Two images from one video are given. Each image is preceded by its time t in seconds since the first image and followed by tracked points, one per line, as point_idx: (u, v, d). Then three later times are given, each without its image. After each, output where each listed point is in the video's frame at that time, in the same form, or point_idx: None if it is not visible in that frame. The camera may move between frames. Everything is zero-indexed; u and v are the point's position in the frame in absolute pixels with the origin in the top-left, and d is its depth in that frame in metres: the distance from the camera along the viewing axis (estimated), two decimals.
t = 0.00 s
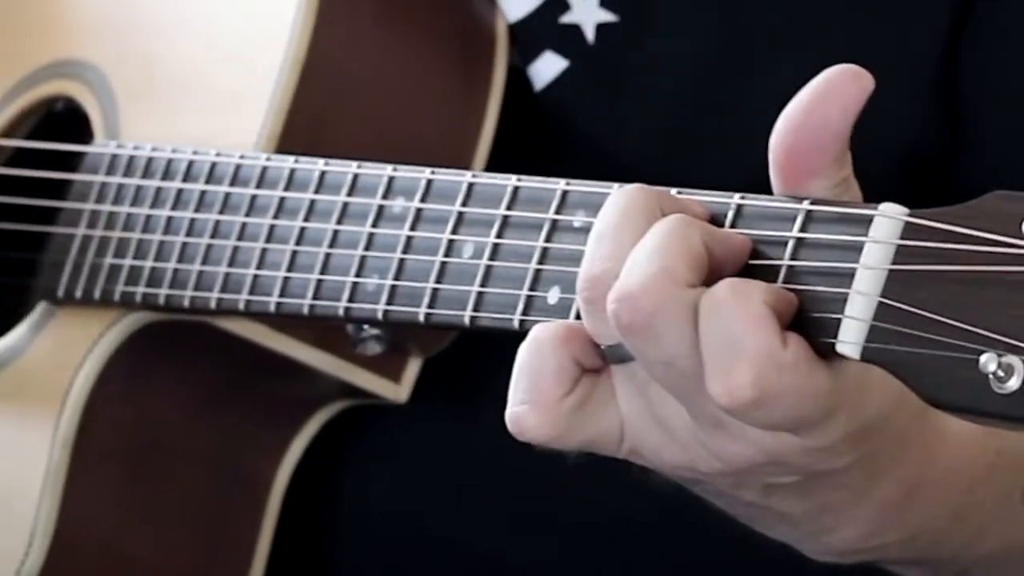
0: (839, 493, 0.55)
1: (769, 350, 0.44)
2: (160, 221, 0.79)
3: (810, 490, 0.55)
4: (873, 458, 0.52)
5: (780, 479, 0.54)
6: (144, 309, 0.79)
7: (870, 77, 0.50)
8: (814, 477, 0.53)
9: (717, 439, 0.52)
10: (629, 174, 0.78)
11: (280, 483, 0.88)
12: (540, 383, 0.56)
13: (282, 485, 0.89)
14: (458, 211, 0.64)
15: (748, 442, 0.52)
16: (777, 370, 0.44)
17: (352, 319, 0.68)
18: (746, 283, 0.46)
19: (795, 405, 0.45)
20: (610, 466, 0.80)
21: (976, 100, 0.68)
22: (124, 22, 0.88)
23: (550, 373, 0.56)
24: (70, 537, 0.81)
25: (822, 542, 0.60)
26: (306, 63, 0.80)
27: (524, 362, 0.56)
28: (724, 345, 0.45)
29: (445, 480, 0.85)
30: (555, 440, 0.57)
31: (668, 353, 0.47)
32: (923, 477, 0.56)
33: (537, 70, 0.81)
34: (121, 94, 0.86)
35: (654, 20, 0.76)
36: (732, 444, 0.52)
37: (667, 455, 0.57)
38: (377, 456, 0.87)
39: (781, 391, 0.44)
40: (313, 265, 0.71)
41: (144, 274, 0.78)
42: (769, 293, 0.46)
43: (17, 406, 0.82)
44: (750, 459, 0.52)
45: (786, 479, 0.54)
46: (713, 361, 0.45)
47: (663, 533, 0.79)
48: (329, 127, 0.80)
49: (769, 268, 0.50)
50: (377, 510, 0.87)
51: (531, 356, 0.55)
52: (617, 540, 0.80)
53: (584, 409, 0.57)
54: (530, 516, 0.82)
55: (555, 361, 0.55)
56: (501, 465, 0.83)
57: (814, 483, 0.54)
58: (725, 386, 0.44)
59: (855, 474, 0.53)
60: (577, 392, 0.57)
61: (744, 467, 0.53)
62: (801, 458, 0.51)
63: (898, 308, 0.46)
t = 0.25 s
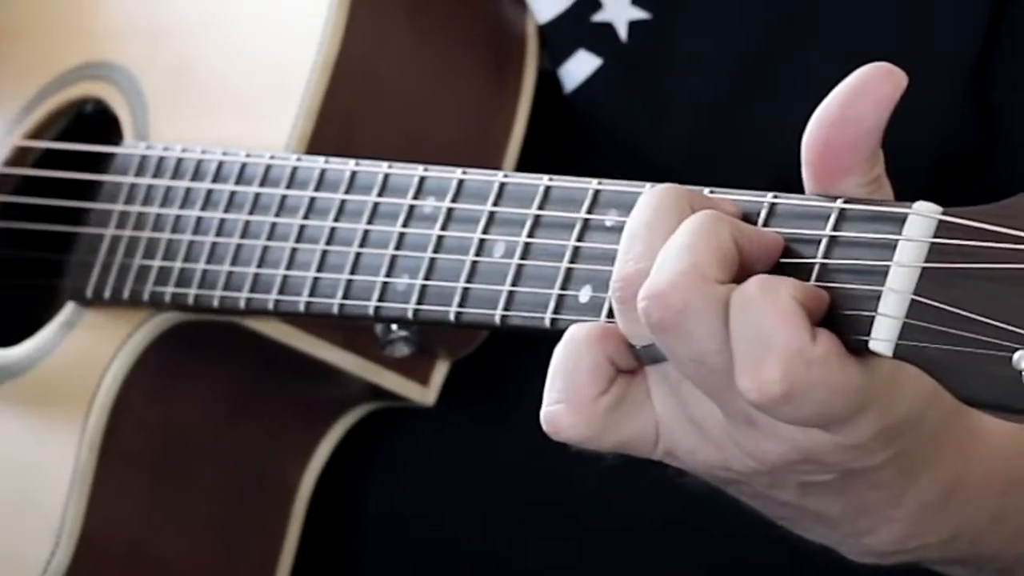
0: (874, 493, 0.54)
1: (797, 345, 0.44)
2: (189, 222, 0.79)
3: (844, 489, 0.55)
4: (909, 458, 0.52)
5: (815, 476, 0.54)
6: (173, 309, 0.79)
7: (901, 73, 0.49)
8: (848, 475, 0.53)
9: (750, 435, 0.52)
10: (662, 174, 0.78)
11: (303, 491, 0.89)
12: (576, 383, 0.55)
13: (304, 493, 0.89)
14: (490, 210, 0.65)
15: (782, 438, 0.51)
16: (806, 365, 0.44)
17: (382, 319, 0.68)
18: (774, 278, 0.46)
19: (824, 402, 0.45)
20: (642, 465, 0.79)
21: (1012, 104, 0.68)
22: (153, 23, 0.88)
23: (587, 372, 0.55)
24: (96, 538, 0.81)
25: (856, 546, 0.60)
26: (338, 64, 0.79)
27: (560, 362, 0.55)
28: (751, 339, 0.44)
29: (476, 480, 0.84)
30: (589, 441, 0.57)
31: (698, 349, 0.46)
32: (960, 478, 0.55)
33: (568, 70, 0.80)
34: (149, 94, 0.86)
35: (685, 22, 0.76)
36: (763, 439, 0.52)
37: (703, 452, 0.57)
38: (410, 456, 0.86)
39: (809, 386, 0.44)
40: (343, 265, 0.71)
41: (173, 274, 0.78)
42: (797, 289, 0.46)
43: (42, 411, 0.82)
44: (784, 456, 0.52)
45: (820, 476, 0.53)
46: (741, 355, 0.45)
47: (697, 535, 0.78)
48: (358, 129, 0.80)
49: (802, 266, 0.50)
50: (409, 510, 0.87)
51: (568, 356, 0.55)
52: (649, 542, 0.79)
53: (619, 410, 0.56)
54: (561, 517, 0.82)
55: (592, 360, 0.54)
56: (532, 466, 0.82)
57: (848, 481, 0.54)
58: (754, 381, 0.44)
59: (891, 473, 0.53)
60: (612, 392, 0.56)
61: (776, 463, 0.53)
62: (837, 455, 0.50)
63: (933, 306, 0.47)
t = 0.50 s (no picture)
0: (903, 489, 0.54)
1: (824, 339, 0.44)
2: (215, 222, 0.79)
3: (872, 484, 0.54)
4: (937, 452, 0.51)
5: (842, 472, 0.54)
6: (198, 308, 0.79)
7: (926, 68, 0.48)
8: (875, 470, 0.52)
9: (777, 430, 0.52)
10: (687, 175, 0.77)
11: (325, 496, 0.88)
12: (606, 377, 0.55)
13: (327, 499, 0.88)
14: (516, 208, 0.65)
15: (808, 432, 0.51)
16: (833, 359, 0.44)
17: (409, 317, 0.69)
18: (802, 275, 0.46)
19: (851, 397, 0.45)
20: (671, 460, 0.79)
21: None
22: (178, 24, 0.88)
23: (616, 364, 0.55)
24: (119, 538, 0.81)
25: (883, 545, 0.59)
26: (364, 66, 0.78)
27: (589, 357, 0.55)
28: (778, 334, 0.45)
29: (502, 479, 0.84)
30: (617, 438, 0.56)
31: (725, 345, 0.47)
32: (994, 475, 0.54)
33: (592, 71, 0.79)
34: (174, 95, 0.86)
35: (714, 20, 0.75)
36: (790, 434, 0.52)
37: (729, 447, 0.56)
38: (438, 455, 0.86)
39: (837, 380, 0.44)
40: (369, 263, 0.71)
41: (198, 274, 0.78)
42: (825, 285, 0.46)
43: (65, 413, 0.82)
44: (811, 452, 0.52)
45: (847, 472, 0.53)
46: (769, 350, 0.45)
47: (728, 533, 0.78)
48: (385, 129, 0.79)
49: (831, 262, 0.50)
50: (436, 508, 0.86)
51: (597, 349, 0.55)
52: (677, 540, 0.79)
53: (647, 406, 0.56)
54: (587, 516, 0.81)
55: (621, 352, 0.54)
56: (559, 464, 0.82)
57: (876, 477, 0.54)
58: (782, 374, 0.44)
59: (919, 468, 0.53)
60: (640, 387, 0.56)
61: (802, 458, 0.53)
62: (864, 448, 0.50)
63: (963, 302, 0.47)
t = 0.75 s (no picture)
0: (926, 488, 0.54)
1: (845, 336, 0.44)
2: (236, 223, 0.79)
3: (894, 485, 0.54)
4: (959, 450, 0.51)
5: (864, 471, 0.53)
6: (218, 310, 0.79)
7: (946, 66, 0.47)
8: (897, 470, 0.52)
9: (798, 428, 0.51)
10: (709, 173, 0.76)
11: (346, 499, 0.88)
12: (628, 376, 0.54)
13: (348, 502, 0.88)
14: (537, 208, 0.65)
15: (830, 430, 0.50)
16: (854, 357, 0.44)
17: (431, 317, 0.69)
18: (823, 273, 0.45)
19: (872, 395, 0.45)
20: (692, 460, 0.78)
21: None
22: (199, 25, 0.88)
23: (638, 364, 0.54)
24: (140, 540, 0.81)
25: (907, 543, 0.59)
26: (385, 67, 0.78)
27: (611, 356, 0.55)
28: (799, 332, 0.44)
29: (524, 478, 0.84)
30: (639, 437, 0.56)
31: (746, 344, 0.47)
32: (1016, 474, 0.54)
33: (615, 70, 0.79)
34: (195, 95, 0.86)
35: (737, 18, 0.74)
36: (811, 433, 0.51)
37: (750, 446, 0.56)
38: (459, 454, 0.86)
39: (858, 378, 0.44)
40: (391, 264, 0.71)
41: (220, 275, 0.78)
42: (846, 284, 0.46)
43: (87, 415, 0.82)
44: (833, 451, 0.51)
45: (869, 471, 0.53)
46: (790, 348, 0.44)
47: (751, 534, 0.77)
48: (406, 130, 0.79)
49: (852, 261, 0.50)
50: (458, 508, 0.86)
51: (620, 349, 0.54)
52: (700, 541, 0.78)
53: (669, 405, 0.55)
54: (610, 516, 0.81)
55: (644, 352, 0.54)
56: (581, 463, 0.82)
57: (898, 476, 0.53)
58: (803, 372, 0.44)
59: (941, 467, 0.52)
60: (663, 386, 0.55)
61: (823, 457, 0.52)
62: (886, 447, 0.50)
63: (986, 300, 0.46)
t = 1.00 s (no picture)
0: (944, 488, 0.53)
1: (863, 336, 0.43)
2: (255, 225, 0.79)
3: (913, 484, 0.54)
4: (977, 450, 0.51)
5: (882, 471, 0.53)
6: (238, 312, 0.79)
7: (961, 67, 0.47)
8: (915, 469, 0.52)
9: (815, 429, 0.51)
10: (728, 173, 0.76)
11: (367, 500, 0.88)
12: (647, 376, 0.54)
13: (369, 503, 0.89)
14: (556, 209, 0.65)
15: (847, 430, 0.50)
16: (872, 357, 0.43)
17: (449, 319, 0.69)
18: (840, 274, 0.45)
19: (890, 395, 0.44)
20: (709, 460, 0.78)
21: None
22: (217, 27, 0.88)
23: (658, 364, 0.54)
24: (160, 543, 0.81)
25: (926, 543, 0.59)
26: (403, 69, 0.78)
27: (630, 355, 0.54)
28: (816, 332, 0.44)
29: (543, 479, 0.83)
30: (657, 435, 0.55)
31: (764, 343, 0.46)
32: None
33: (634, 71, 0.79)
34: (214, 98, 0.86)
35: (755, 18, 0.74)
36: (829, 433, 0.51)
37: (769, 447, 0.55)
38: (478, 455, 0.86)
39: (876, 378, 0.43)
40: (409, 265, 0.71)
41: (239, 277, 0.78)
42: (864, 283, 0.45)
43: (108, 417, 0.82)
44: (851, 451, 0.51)
45: (888, 471, 0.52)
46: (807, 348, 0.44)
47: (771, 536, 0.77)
48: (424, 132, 0.79)
49: (870, 261, 0.49)
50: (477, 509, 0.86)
51: (640, 348, 0.53)
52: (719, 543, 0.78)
53: (688, 404, 0.55)
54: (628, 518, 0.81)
55: (664, 352, 0.53)
56: (599, 465, 0.81)
57: (917, 476, 0.53)
58: (821, 372, 0.44)
59: (959, 467, 0.52)
60: (682, 385, 0.55)
61: (841, 457, 0.52)
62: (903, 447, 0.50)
63: (1003, 300, 0.46)
